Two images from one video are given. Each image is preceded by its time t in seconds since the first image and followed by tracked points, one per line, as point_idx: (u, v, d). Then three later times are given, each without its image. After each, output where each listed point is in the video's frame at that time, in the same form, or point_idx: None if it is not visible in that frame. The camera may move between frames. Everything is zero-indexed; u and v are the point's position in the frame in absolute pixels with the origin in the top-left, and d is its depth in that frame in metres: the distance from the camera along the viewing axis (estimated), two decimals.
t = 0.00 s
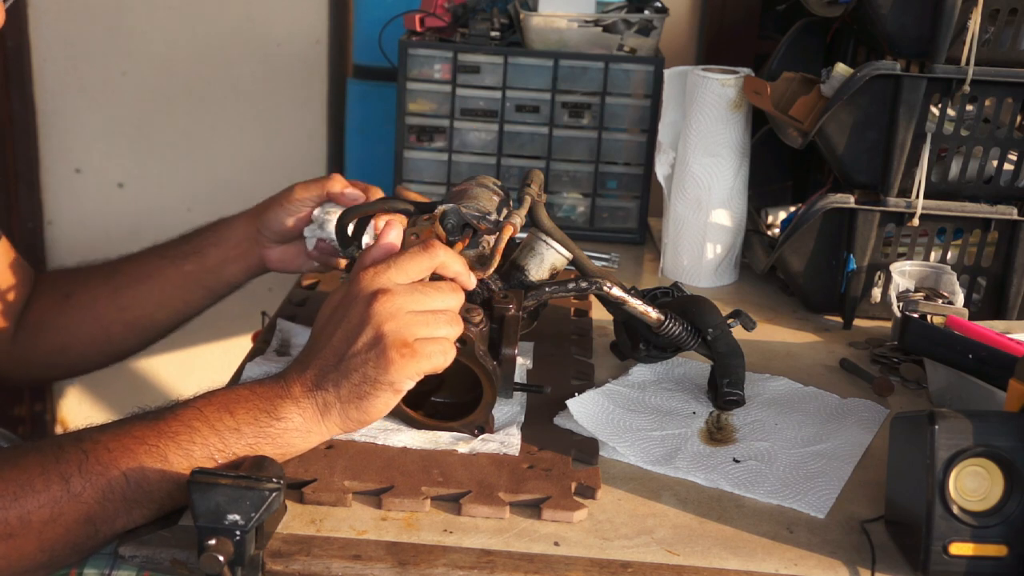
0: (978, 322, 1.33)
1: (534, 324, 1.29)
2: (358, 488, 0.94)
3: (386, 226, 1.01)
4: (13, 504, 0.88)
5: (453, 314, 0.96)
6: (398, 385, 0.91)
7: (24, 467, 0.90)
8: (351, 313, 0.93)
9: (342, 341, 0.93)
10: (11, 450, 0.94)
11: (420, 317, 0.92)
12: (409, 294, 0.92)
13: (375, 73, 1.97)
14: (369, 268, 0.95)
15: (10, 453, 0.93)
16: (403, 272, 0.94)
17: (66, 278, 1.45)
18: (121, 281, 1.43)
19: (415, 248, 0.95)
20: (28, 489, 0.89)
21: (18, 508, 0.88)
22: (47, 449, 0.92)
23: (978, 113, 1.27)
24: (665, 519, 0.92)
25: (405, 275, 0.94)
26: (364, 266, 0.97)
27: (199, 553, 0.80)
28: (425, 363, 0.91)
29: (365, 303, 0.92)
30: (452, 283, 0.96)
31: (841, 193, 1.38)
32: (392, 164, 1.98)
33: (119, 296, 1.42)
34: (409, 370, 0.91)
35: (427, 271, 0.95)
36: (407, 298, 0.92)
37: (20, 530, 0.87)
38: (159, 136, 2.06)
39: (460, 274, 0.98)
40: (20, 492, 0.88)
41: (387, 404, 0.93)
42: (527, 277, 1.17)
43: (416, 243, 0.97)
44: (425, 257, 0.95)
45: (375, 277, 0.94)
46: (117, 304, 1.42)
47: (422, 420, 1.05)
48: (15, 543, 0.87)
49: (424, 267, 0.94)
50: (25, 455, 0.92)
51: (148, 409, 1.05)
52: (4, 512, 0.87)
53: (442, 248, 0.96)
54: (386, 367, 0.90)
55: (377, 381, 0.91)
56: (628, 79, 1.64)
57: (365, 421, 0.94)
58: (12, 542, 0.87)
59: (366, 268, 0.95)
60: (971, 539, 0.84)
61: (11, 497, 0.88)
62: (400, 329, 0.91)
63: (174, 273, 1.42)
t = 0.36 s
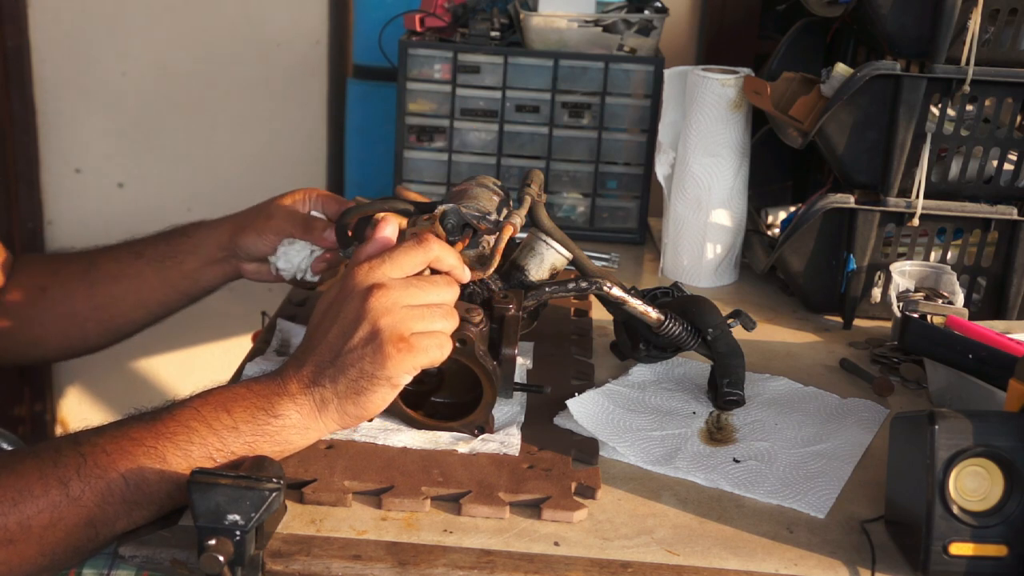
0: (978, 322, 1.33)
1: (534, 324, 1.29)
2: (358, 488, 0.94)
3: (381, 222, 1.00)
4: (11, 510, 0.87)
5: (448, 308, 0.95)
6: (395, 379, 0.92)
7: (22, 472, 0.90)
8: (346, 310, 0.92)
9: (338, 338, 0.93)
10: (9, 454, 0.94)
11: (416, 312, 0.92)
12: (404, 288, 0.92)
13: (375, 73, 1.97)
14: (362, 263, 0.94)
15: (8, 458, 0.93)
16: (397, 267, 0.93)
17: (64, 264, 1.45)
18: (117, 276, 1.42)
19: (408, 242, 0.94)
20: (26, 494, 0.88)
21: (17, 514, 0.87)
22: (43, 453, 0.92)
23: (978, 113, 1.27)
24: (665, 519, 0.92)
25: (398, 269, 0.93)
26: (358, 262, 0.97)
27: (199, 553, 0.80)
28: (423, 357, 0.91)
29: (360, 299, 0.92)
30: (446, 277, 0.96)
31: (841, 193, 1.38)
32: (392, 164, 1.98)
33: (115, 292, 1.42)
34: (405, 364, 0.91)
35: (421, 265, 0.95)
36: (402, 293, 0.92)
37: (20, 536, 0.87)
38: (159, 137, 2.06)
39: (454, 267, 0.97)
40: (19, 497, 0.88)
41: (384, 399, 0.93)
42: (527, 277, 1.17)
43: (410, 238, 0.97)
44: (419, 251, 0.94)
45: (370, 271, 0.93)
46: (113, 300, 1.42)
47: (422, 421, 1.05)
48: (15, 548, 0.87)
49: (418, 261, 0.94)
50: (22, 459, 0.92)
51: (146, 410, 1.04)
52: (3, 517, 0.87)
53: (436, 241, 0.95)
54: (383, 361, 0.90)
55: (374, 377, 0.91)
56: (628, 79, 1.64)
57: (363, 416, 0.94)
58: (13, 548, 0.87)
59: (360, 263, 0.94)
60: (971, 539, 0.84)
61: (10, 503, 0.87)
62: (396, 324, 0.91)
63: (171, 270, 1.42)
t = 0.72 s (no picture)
0: (978, 322, 1.33)
1: (534, 324, 1.29)
2: (358, 488, 0.94)
3: (380, 219, 0.99)
4: (11, 515, 0.87)
5: (447, 306, 0.96)
6: (395, 379, 0.92)
7: (21, 477, 0.90)
8: (345, 308, 0.92)
9: (337, 337, 0.93)
10: (8, 458, 0.94)
11: (415, 311, 0.92)
12: (404, 287, 0.92)
13: (375, 73, 1.97)
14: (361, 262, 0.94)
15: (7, 462, 0.93)
16: (396, 265, 0.93)
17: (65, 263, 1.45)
18: (118, 276, 1.42)
19: (408, 240, 0.94)
20: (26, 498, 0.88)
21: (17, 518, 0.87)
22: (42, 457, 0.92)
23: (978, 113, 1.27)
24: (665, 519, 0.92)
25: (398, 267, 0.93)
26: (356, 259, 0.97)
27: (199, 554, 0.80)
28: (422, 357, 0.92)
29: (360, 298, 0.92)
30: (445, 275, 0.96)
31: (841, 193, 1.38)
32: (391, 164, 1.98)
33: (115, 293, 1.42)
34: (405, 364, 0.91)
35: (420, 263, 0.95)
36: (401, 291, 0.92)
37: (21, 540, 0.87)
38: (159, 137, 2.06)
39: (454, 265, 0.97)
40: (18, 502, 0.88)
41: (384, 398, 0.94)
42: (527, 277, 1.17)
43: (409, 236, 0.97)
44: (418, 249, 0.94)
45: (369, 270, 0.93)
46: (113, 301, 1.42)
47: (422, 421, 1.05)
48: (16, 553, 0.87)
49: (418, 259, 0.94)
50: (22, 464, 0.92)
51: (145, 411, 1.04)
52: (3, 523, 0.87)
53: (435, 239, 0.95)
54: (383, 361, 0.90)
55: (374, 376, 0.92)
56: (628, 79, 1.64)
57: (362, 415, 0.95)
58: (14, 552, 0.87)
59: (359, 261, 0.94)
60: (971, 539, 0.84)
61: (10, 508, 0.87)
62: (395, 323, 0.91)
63: (171, 270, 1.42)
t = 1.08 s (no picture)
0: (978, 322, 1.33)
1: (534, 324, 1.29)
2: (358, 488, 0.94)
3: (379, 217, 0.99)
4: (11, 516, 0.87)
5: (447, 305, 0.96)
6: (394, 379, 0.92)
7: (21, 478, 0.90)
8: (344, 308, 0.92)
9: (336, 336, 0.93)
10: (8, 459, 0.94)
11: (415, 310, 0.92)
12: (404, 286, 0.92)
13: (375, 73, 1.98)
14: (360, 261, 0.94)
15: (7, 462, 0.93)
16: (396, 263, 0.93)
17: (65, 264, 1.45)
18: (117, 277, 1.42)
19: (407, 238, 0.94)
20: (26, 500, 0.88)
21: (18, 519, 0.87)
22: (42, 458, 0.92)
23: (978, 113, 1.27)
24: (665, 519, 0.92)
25: (398, 267, 0.93)
26: (356, 258, 0.96)
27: (199, 554, 0.80)
28: (422, 356, 0.92)
29: (359, 298, 0.92)
30: (444, 274, 0.96)
31: (841, 193, 1.38)
32: (392, 164, 1.98)
33: (114, 293, 1.42)
34: (404, 364, 0.91)
35: (420, 261, 0.95)
36: (401, 291, 0.92)
37: (21, 541, 0.87)
38: (159, 137, 2.06)
39: (454, 263, 0.97)
40: (18, 503, 0.88)
41: (383, 397, 0.94)
42: (527, 277, 1.17)
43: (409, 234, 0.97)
44: (418, 248, 0.94)
45: (369, 269, 0.93)
46: (114, 301, 1.42)
47: (422, 421, 1.05)
48: (16, 554, 0.87)
49: (417, 258, 0.94)
50: (21, 465, 0.92)
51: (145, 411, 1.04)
52: (3, 524, 0.87)
53: (434, 238, 0.95)
54: (382, 361, 0.91)
55: (373, 376, 0.92)
56: (628, 79, 1.64)
57: (361, 415, 0.95)
58: (15, 554, 0.87)
59: (358, 261, 0.94)
60: (971, 539, 0.84)
61: (10, 509, 0.87)
62: (395, 323, 0.91)
63: (171, 270, 1.43)
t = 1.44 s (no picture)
0: (978, 322, 1.33)
1: (534, 324, 1.29)
2: (358, 488, 0.94)
3: (381, 218, 0.99)
4: (11, 516, 0.87)
5: (448, 307, 0.96)
6: (395, 381, 0.92)
7: (21, 478, 0.90)
8: (346, 309, 0.92)
9: (337, 337, 0.93)
10: (8, 459, 0.94)
11: (416, 312, 0.92)
12: (405, 288, 0.92)
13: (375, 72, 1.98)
14: (362, 262, 0.94)
15: (7, 462, 0.93)
16: (397, 265, 0.93)
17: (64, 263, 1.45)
18: (117, 276, 1.43)
19: (409, 240, 0.94)
20: (26, 499, 0.88)
21: (17, 519, 0.87)
22: (42, 458, 0.92)
23: (978, 113, 1.27)
24: (665, 519, 0.92)
25: (399, 268, 0.93)
26: (357, 259, 0.97)
27: (199, 553, 0.80)
28: (422, 358, 0.92)
29: (360, 299, 0.92)
30: (446, 276, 0.96)
31: (841, 193, 1.38)
32: (392, 163, 1.98)
33: (114, 292, 1.42)
34: (405, 366, 0.91)
35: (422, 263, 0.95)
36: (402, 292, 0.92)
37: (21, 541, 0.87)
38: (158, 137, 2.06)
39: (457, 265, 0.97)
40: (18, 503, 0.88)
41: (384, 399, 0.94)
42: (527, 277, 1.17)
43: (411, 235, 0.97)
44: (420, 249, 0.94)
45: (370, 271, 0.93)
46: (114, 301, 1.42)
47: (422, 421, 1.05)
48: (16, 553, 0.87)
49: (419, 259, 0.94)
50: (20, 465, 0.92)
51: (145, 410, 1.04)
52: (3, 523, 0.87)
53: (437, 239, 0.95)
54: (382, 363, 0.91)
55: (374, 378, 0.92)
56: (628, 79, 1.64)
57: (362, 416, 0.95)
58: (14, 553, 0.87)
59: (359, 262, 0.94)
60: (971, 539, 0.84)
61: (10, 508, 0.87)
62: (396, 325, 0.91)
63: (170, 270, 1.42)
